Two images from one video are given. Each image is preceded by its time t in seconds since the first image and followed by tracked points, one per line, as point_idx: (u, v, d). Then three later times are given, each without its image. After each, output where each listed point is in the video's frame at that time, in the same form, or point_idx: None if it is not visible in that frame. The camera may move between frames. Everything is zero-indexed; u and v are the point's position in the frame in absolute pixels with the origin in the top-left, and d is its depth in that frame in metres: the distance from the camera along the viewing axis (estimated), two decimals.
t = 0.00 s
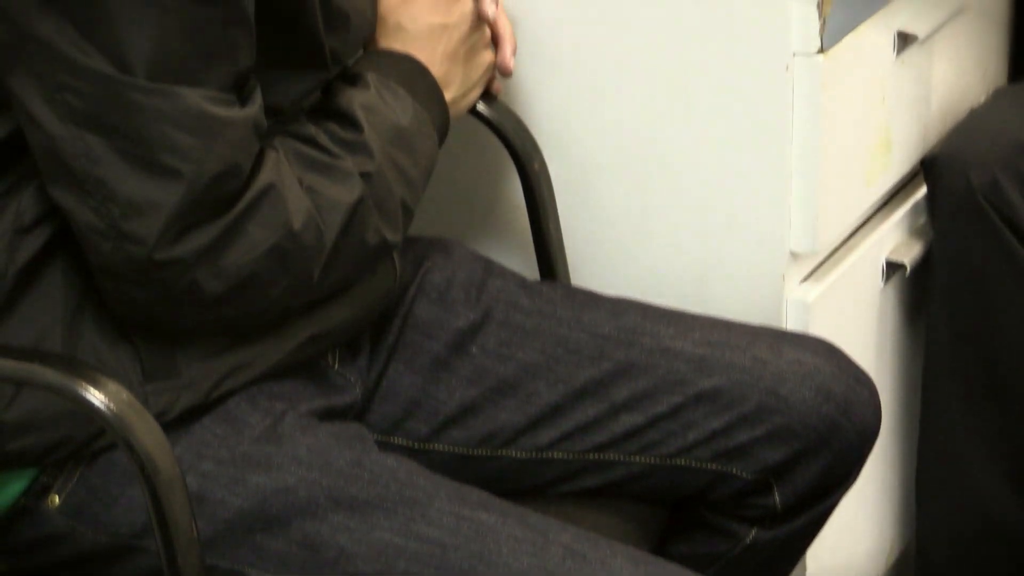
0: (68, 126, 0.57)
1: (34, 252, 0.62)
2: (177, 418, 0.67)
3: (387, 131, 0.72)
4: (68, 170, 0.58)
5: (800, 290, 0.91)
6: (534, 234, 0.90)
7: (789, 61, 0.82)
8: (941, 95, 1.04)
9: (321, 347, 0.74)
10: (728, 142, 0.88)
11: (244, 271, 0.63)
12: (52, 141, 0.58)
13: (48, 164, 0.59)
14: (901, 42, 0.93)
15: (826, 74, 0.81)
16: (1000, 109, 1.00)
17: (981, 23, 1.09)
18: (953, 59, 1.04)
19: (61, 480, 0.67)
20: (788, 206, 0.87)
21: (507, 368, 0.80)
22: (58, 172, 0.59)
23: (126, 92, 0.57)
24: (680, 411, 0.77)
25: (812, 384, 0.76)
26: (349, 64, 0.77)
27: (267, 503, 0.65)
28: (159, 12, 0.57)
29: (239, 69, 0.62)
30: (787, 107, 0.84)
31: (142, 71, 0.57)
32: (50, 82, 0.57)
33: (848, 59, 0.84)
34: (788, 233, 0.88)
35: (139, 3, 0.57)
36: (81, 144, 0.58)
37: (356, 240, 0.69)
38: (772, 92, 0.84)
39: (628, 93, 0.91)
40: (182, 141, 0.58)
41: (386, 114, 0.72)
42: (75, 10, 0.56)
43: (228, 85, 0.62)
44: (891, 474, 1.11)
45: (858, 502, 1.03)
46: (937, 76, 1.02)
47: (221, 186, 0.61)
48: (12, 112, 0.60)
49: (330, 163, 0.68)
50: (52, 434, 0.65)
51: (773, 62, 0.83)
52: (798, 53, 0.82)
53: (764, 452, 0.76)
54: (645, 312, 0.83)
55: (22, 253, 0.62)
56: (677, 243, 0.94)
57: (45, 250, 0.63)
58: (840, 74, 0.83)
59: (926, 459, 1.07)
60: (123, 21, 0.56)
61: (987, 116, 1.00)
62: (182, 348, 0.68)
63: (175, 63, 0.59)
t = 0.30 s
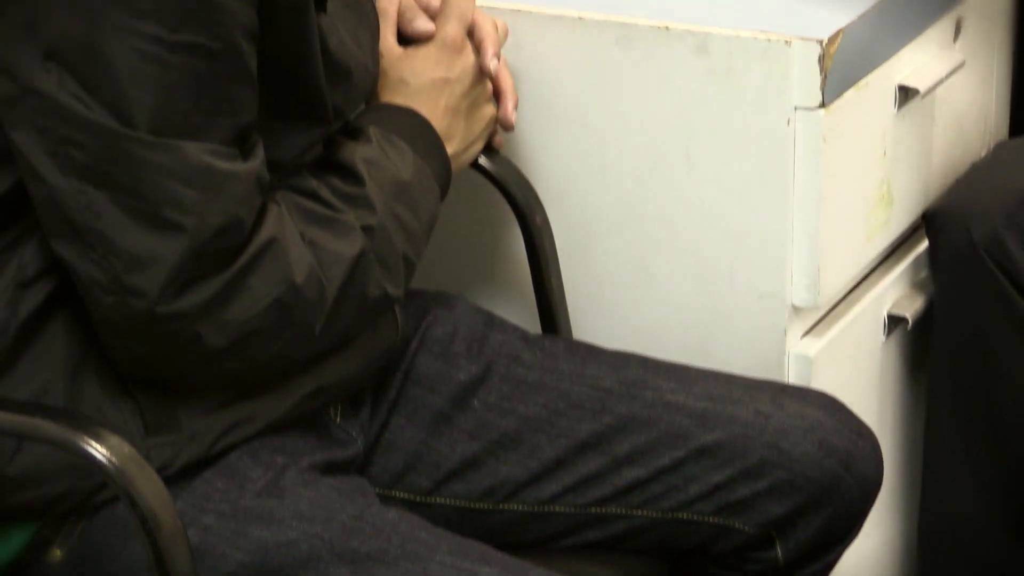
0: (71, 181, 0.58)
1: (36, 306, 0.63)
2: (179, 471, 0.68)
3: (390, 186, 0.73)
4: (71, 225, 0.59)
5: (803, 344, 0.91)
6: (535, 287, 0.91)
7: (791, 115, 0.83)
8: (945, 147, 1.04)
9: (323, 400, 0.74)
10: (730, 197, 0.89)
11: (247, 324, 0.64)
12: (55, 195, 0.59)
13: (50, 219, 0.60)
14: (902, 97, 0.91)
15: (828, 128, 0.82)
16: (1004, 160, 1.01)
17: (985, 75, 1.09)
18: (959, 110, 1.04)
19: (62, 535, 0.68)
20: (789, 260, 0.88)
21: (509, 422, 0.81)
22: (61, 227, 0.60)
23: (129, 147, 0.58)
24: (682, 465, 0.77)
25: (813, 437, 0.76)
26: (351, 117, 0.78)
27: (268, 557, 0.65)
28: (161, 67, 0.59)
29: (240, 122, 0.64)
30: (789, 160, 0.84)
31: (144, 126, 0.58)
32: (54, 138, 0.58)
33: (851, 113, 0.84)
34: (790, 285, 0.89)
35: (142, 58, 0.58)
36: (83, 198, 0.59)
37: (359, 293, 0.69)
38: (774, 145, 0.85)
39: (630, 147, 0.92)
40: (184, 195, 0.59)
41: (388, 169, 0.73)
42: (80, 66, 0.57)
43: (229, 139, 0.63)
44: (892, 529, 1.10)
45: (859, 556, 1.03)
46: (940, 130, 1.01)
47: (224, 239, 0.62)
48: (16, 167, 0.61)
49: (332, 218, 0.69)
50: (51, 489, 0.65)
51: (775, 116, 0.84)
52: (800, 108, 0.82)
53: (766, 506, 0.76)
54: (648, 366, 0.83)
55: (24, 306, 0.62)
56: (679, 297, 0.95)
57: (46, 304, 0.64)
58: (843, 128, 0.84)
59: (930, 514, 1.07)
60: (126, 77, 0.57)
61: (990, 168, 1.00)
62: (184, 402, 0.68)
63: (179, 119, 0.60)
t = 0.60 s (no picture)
0: (73, 227, 0.59)
1: (37, 352, 0.63)
2: (179, 518, 0.68)
3: (391, 232, 0.73)
4: (73, 271, 0.60)
5: (805, 389, 0.91)
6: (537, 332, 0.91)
7: (792, 161, 0.83)
8: (945, 194, 1.04)
9: (325, 447, 0.74)
10: (731, 243, 0.89)
11: (249, 369, 0.64)
12: (56, 242, 0.59)
13: (52, 263, 0.60)
14: (902, 144, 0.92)
15: (828, 175, 0.82)
16: (1005, 207, 1.01)
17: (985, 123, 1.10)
18: (959, 158, 1.05)
19: None
20: (790, 306, 0.88)
21: (511, 468, 0.81)
22: (63, 273, 0.60)
23: (130, 192, 0.59)
24: (684, 511, 0.77)
25: (815, 483, 0.76)
26: (352, 163, 0.78)
27: None
28: (164, 113, 0.60)
29: (241, 168, 0.65)
30: (790, 206, 0.85)
31: (146, 172, 0.59)
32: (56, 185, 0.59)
33: (852, 160, 0.85)
34: (792, 331, 0.89)
35: (145, 104, 0.59)
36: (85, 244, 0.59)
37: (361, 339, 0.70)
38: (775, 191, 0.85)
39: (631, 194, 0.92)
40: (185, 240, 0.60)
41: (390, 215, 0.74)
42: (82, 114, 0.58)
43: (232, 185, 0.64)
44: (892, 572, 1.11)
45: None
46: (941, 177, 1.02)
47: (225, 284, 0.62)
48: (19, 213, 0.61)
49: (334, 264, 0.70)
50: (53, 535, 0.65)
51: (776, 163, 0.84)
52: (801, 154, 0.83)
53: (769, 552, 0.75)
54: (651, 413, 0.83)
55: (25, 352, 0.63)
56: (681, 342, 0.95)
57: (47, 349, 0.64)
58: (843, 175, 0.84)
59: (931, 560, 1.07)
60: (129, 125, 0.59)
61: (991, 215, 1.00)
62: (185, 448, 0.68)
63: (180, 165, 0.61)
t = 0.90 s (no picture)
0: (76, 270, 0.59)
1: (40, 396, 0.63)
2: (181, 562, 0.67)
3: (394, 276, 0.74)
4: (76, 314, 0.60)
5: (807, 433, 0.91)
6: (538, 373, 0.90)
7: (793, 205, 0.84)
8: (946, 236, 1.04)
9: (327, 490, 0.74)
10: (732, 285, 0.89)
11: (252, 413, 0.64)
12: (58, 284, 0.59)
13: (54, 308, 0.60)
14: (903, 187, 0.92)
15: (830, 219, 0.83)
16: (1005, 248, 1.01)
17: (985, 165, 1.10)
18: (959, 201, 1.05)
19: None
20: (792, 349, 0.88)
21: (512, 512, 0.81)
22: (65, 316, 0.60)
23: (133, 235, 0.59)
24: (686, 554, 0.77)
25: (817, 526, 0.75)
26: (354, 207, 0.79)
27: None
28: (168, 156, 0.60)
29: (245, 212, 0.65)
30: (791, 249, 0.85)
31: (149, 216, 0.59)
32: (58, 228, 0.58)
33: (852, 204, 0.85)
34: (792, 374, 0.89)
35: (148, 147, 0.59)
36: (87, 286, 0.59)
37: (363, 381, 0.70)
38: (776, 234, 0.85)
39: (632, 236, 0.93)
40: (189, 284, 0.60)
41: (393, 258, 0.74)
42: (86, 157, 0.58)
43: (235, 229, 0.64)
44: None
45: None
46: (941, 220, 1.02)
47: (229, 328, 0.62)
48: (22, 256, 0.61)
49: (338, 308, 0.70)
50: None
51: (776, 206, 0.84)
52: (802, 198, 0.83)
53: None
54: (652, 455, 0.82)
55: (29, 395, 0.63)
56: (683, 384, 0.96)
57: (49, 393, 0.64)
58: (844, 219, 0.84)
59: None
60: (133, 168, 0.59)
61: (992, 257, 1.01)
62: (188, 492, 0.68)
63: (183, 209, 0.61)
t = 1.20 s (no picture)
0: (80, 310, 0.59)
1: (43, 439, 0.63)
2: None
3: (398, 318, 0.74)
4: (80, 355, 0.60)
5: (807, 475, 0.92)
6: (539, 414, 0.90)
7: (793, 247, 0.84)
8: (946, 278, 1.05)
9: (329, 533, 0.74)
10: (732, 327, 0.90)
11: (255, 455, 0.64)
12: (64, 326, 0.59)
13: (59, 349, 0.60)
14: (903, 230, 0.93)
15: (829, 261, 0.83)
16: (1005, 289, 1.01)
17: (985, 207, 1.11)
18: (959, 243, 1.06)
19: None
20: (792, 391, 0.89)
21: (513, 553, 0.81)
22: (70, 357, 0.60)
23: (139, 276, 0.59)
24: None
25: (817, 568, 0.75)
26: (358, 249, 0.79)
27: None
28: (171, 197, 0.60)
29: (250, 254, 0.65)
30: (791, 292, 0.86)
31: (155, 256, 0.60)
32: (62, 268, 0.58)
33: (852, 246, 0.86)
34: (793, 417, 0.89)
35: (150, 187, 0.59)
36: (91, 327, 0.59)
37: (367, 424, 0.70)
38: (776, 276, 0.86)
39: (633, 277, 0.93)
40: (193, 324, 0.60)
41: (396, 300, 0.75)
42: (92, 198, 0.58)
43: (240, 270, 0.65)
44: None
45: None
46: (941, 262, 1.03)
47: (234, 369, 0.63)
48: (28, 296, 0.61)
49: (342, 349, 0.70)
50: None
51: (776, 248, 0.85)
52: (802, 240, 0.83)
53: None
54: (653, 497, 0.82)
55: (32, 438, 0.63)
56: (683, 425, 0.96)
57: (51, 436, 0.64)
58: (844, 261, 0.85)
59: None
60: (138, 207, 0.59)
61: (992, 299, 1.01)
62: (189, 534, 0.68)
63: (188, 250, 0.61)
